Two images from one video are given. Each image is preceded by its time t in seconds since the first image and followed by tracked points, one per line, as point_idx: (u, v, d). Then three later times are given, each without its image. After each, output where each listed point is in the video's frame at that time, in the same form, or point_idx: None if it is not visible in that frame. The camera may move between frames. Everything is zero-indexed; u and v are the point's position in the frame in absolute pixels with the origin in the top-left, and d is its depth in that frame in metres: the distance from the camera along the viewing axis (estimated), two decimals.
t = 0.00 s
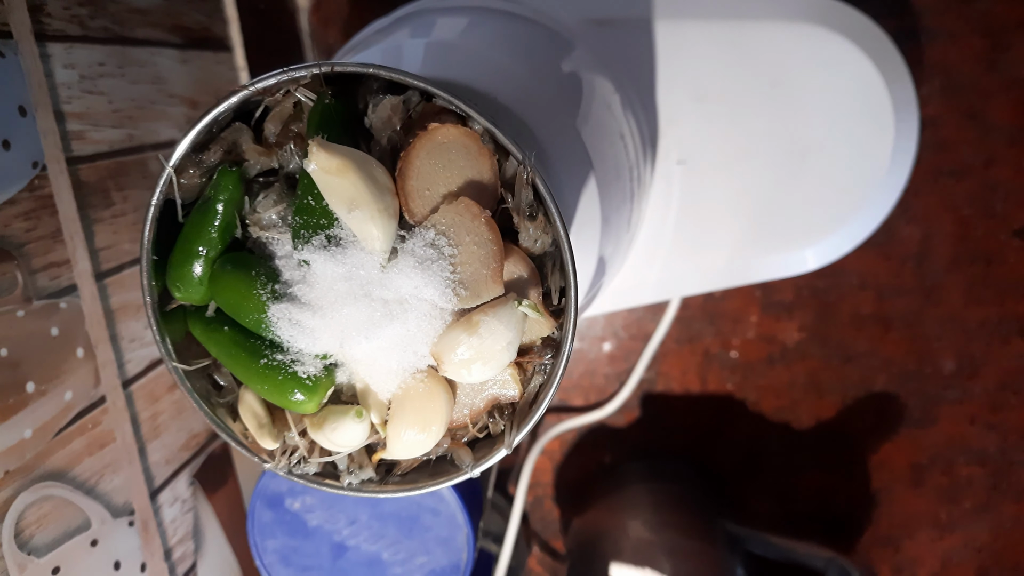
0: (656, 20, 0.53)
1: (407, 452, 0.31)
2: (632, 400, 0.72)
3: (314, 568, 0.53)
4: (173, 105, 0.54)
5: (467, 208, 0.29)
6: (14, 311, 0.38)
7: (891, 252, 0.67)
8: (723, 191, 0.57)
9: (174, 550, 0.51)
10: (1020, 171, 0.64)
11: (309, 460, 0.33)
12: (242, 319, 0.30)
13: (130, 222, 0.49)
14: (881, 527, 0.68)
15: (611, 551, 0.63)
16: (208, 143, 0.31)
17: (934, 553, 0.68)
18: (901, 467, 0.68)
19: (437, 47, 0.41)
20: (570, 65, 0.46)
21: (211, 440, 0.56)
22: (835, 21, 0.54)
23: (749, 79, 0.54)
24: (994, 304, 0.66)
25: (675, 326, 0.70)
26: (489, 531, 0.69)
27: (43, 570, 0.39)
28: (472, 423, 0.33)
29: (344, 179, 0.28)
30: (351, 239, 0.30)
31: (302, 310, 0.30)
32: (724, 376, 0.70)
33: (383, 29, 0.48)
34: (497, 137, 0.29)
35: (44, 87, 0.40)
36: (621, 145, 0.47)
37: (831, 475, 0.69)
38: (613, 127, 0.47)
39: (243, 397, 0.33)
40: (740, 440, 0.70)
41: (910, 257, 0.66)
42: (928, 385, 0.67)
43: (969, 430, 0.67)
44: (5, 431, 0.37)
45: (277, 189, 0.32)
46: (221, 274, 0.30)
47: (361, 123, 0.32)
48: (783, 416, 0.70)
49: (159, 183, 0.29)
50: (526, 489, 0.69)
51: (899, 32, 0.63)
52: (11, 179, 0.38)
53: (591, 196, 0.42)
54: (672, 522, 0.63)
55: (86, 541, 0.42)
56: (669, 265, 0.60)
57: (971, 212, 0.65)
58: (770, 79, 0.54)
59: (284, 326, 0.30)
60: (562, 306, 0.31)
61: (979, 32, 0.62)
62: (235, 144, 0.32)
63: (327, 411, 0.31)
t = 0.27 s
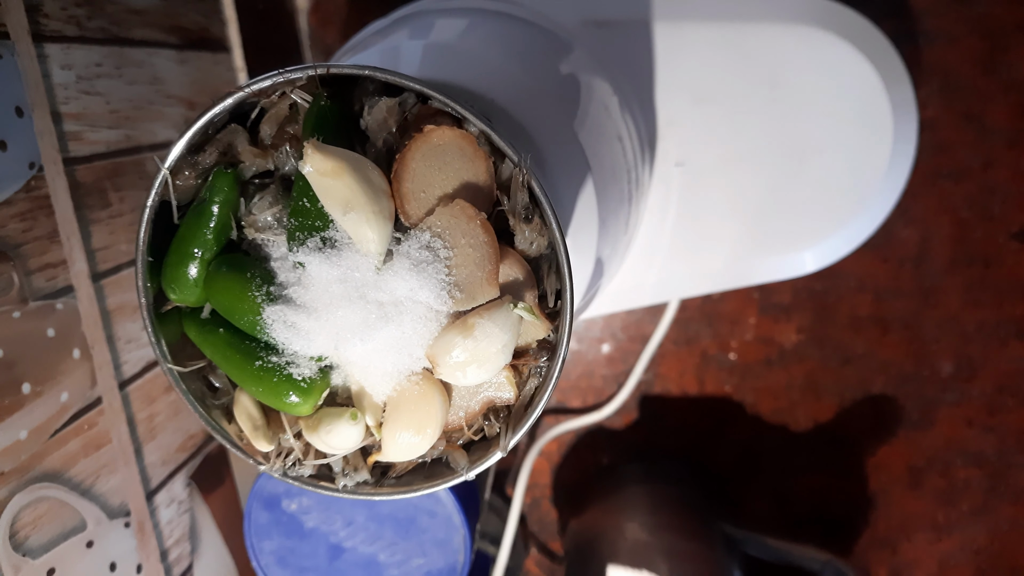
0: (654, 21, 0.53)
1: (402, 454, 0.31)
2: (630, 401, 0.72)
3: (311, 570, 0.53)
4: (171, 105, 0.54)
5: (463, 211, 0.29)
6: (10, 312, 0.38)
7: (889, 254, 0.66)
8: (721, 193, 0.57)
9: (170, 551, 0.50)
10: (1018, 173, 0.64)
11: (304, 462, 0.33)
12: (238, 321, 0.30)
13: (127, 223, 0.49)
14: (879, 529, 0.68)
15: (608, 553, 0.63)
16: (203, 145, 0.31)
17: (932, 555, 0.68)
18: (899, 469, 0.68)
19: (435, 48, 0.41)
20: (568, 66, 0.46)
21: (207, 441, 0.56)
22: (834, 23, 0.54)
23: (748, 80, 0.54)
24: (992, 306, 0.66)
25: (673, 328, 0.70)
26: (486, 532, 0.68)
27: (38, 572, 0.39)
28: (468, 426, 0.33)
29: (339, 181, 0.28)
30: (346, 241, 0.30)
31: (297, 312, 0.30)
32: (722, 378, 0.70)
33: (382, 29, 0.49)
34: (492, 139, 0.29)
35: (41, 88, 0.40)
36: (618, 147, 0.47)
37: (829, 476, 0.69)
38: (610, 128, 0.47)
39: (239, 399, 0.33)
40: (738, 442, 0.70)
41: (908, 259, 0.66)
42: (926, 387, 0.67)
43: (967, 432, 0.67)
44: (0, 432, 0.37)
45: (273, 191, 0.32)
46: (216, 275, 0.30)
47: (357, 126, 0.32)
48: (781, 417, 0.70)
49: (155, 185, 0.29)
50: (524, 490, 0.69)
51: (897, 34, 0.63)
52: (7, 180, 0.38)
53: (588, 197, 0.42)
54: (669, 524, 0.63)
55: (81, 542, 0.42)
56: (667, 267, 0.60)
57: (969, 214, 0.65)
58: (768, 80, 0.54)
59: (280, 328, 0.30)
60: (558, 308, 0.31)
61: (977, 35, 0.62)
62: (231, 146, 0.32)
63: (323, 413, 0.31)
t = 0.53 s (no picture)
0: (653, 49, 0.53)
1: (396, 488, 0.32)
2: (623, 417, 0.72)
3: None
4: (174, 124, 0.55)
5: (459, 257, 0.30)
6: (14, 335, 0.39)
7: (880, 278, 0.67)
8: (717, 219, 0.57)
9: (166, 566, 0.51)
10: (1008, 200, 0.65)
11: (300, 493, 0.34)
12: (238, 357, 0.31)
13: (129, 242, 0.49)
14: (866, 547, 0.69)
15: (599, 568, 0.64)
16: (208, 185, 0.32)
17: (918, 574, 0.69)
18: (887, 489, 0.69)
19: (435, 81, 0.42)
20: (567, 94, 0.46)
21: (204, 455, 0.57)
22: (826, 54, 0.55)
23: (746, 105, 0.54)
24: (981, 331, 0.67)
25: (666, 346, 0.71)
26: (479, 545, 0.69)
27: None
28: (460, 459, 0.34)
29: (338, 227, 0.29)
30: (345, 283, 0.31)
31: (296, 349, 0.31)
32: (714, 396, 0.71)
33: (385, 55, 0.49)
34: (488, 187, 0.29)
35: (47, 113, 0.41)
36: (613, 175, 0.48)
37: (818, 495, 0.70)
38: (606, 156, 0.47)
39: (237, 431, 0.34)
40: (729, 460, 0.71)
41: (899, 283, 0.67)
42: (915, 409, 0.68)
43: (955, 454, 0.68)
44: (2, 453, 0.38)
45: (274, 231, 0.33)
46: (218, 313, 0.31)
47: (357, 171, 0.33)
48: (771, 436, 0.71)
49: (159, 225, 0.30)
50: (516, 504, 0.70)
51: (892, 63, 0.64)
52: (13, 206, 0.38)
53: (582, 230, 0.43)
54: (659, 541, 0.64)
55: (79, 560, 0.43)
56: (661, 289, 0.61)
57: (960, 240, 0.66)
58: (765, 108, 0.55)
59: (279, 364, 0.31)
60: (549, 349, 0.32)
61: (970, 64, 0.63)
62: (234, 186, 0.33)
63: (319, 447, 0.32)
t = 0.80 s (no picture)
0: (653, 49, 0.53)
1: (396, 489, 0.32)
2: (623, 418, 0.72)
3: None
4: (174, 125, 0.55)
5: (459, 257, 0.30)
6: (12, 336, 0.38)
7: (881, 278, 0.67)
8: (717, 220, 0.57)
9: (166, 568, 0.51)
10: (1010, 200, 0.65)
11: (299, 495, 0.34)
12: (237, 358, 0.31)
13: (128, 243, 0.49)
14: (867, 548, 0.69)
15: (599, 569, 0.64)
16: (207, 185, 0.31)
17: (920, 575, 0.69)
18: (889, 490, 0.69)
19: (434, 82, 0.42)
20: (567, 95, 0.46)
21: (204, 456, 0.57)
22: (826, 54, 0.55)
23: (747, 105, 0.54)
24: (983, 332, 0.66)
25: (667, 347, 0.71)
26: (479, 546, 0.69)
27: None
28: (461, 461, 0.34)
29: (338, 227, 0.28)
30: (344, 284, 0.30)
31: (296, 350, 0.31)
32: (715, 397, 0.71)
33: (384, 55, 0.49)
34: (489, 187, 0.29)
35: (45, 114, 0.41)
36: (613, 176, 0.48)
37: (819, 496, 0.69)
38: (605, 156, 0.47)
39: (236, 432, 0.34)
40: (729, 460, 0.71)
41: (900, 284, 0.67)
42: (916, 410, 0.68)
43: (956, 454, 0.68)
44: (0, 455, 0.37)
45: (274, 231, 0.33)
46: (217, 313, 0.31)
47: (357, 171, 0.33)
48: (772, 437, 0.70)
49: (158, 225, 0.29)
50: (517, 505, 0.69)
51: (892, 63, 0.64)
52: (11, 206, 0.38)
53: (582, 231, 0.43)
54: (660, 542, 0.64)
55: (77, 562, 0.43)
56: (662, 290, 0.61)
57: (961, 240, 0.66)
58: (764, 109, 0.55)
59: (278, 366, 0.31)
60: (550, 350, 0.32)
61: (971, 65, 0.63)
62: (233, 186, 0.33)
63: (319, 448, 0.32)
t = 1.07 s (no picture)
0: (655, 47, 0.53)
1: (400, 489, 0.32)
2: (626, 418, 0.72)
3: None
4: (175, 125, 0.55)
5: (463, 256, 0.30)
6: (14, 337, 0.38)
7: (884, 277, 0.67)
8: (718, 218, 0.57)
9: (169, 568, 0.51)
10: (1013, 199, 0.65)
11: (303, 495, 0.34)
12: (240, 358, 0.31)
13: (130, 244, 0.49)
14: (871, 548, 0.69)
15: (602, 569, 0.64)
16: (209, 185, 0.31)
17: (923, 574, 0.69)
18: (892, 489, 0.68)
19: (436, 82, 0.42)
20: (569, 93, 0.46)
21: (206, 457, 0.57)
22: (830, 51, 0.54)
23: (747, 105, 0.54)
24: (986, 330, 0.66)
25: (669, 346, 0.71)
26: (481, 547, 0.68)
27: None
28: (464, 460, 0.34)
29: (341, 226, 0.28)
30: (348, 283, 0.30)
31: (299, 350, 0.31)
32: (717, 396, 0.71)
33: (386, 54, 0.49)
34: (492, 186, 0.29)
35: (47, 114, 0.41)
36: (616, 175, 0.48)
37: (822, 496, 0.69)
38: (607, 155, 0.47)
39: (239, 432, 0.33)
40: (732, 460, 0.71)
41: (902, 282, 0.67)
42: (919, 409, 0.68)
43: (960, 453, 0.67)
44: (3, 456, 0.37)
45: (276, 231, 0.33)
46: (220, 313, 0.31)
47: (360, 170, 0.32)
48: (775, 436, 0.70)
49: (161, 224, 0.29)
50: (519, 505, 0.69)
51: (894, 61, 0.64)
52: (14, 207, 0.38)
53: (584, 231, 0.43)
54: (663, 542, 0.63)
55: (81, 562, 0.43)
56: (664, 289, 0.61)
57: (963, 238, 0.66)
58: (766, 107, 0.54)
59: (281, 366, 0.31)
60: (554, 349, 0.32)
61: (974, 63, 0.63)
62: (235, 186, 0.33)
63: (322, 448, 0.32)
